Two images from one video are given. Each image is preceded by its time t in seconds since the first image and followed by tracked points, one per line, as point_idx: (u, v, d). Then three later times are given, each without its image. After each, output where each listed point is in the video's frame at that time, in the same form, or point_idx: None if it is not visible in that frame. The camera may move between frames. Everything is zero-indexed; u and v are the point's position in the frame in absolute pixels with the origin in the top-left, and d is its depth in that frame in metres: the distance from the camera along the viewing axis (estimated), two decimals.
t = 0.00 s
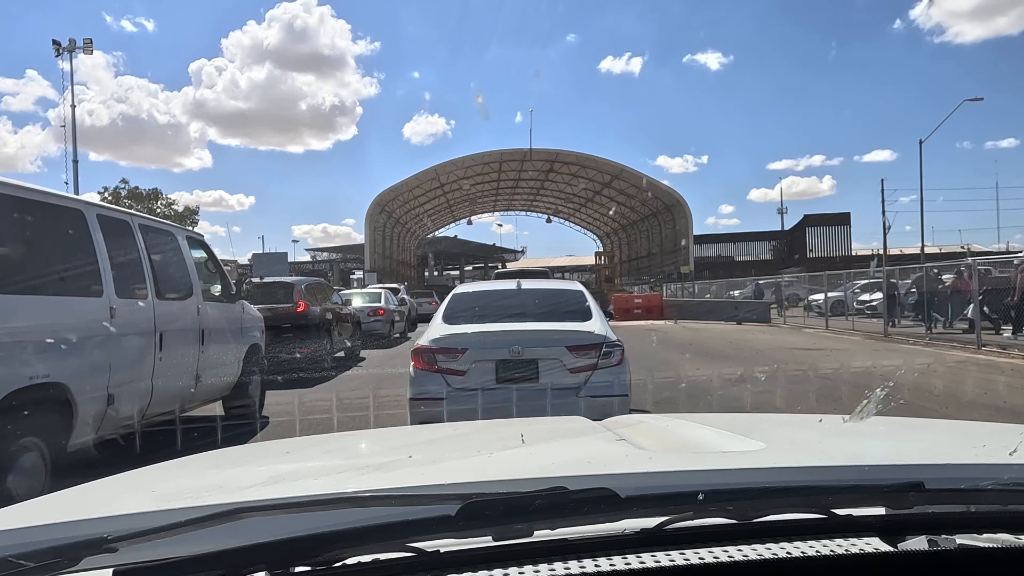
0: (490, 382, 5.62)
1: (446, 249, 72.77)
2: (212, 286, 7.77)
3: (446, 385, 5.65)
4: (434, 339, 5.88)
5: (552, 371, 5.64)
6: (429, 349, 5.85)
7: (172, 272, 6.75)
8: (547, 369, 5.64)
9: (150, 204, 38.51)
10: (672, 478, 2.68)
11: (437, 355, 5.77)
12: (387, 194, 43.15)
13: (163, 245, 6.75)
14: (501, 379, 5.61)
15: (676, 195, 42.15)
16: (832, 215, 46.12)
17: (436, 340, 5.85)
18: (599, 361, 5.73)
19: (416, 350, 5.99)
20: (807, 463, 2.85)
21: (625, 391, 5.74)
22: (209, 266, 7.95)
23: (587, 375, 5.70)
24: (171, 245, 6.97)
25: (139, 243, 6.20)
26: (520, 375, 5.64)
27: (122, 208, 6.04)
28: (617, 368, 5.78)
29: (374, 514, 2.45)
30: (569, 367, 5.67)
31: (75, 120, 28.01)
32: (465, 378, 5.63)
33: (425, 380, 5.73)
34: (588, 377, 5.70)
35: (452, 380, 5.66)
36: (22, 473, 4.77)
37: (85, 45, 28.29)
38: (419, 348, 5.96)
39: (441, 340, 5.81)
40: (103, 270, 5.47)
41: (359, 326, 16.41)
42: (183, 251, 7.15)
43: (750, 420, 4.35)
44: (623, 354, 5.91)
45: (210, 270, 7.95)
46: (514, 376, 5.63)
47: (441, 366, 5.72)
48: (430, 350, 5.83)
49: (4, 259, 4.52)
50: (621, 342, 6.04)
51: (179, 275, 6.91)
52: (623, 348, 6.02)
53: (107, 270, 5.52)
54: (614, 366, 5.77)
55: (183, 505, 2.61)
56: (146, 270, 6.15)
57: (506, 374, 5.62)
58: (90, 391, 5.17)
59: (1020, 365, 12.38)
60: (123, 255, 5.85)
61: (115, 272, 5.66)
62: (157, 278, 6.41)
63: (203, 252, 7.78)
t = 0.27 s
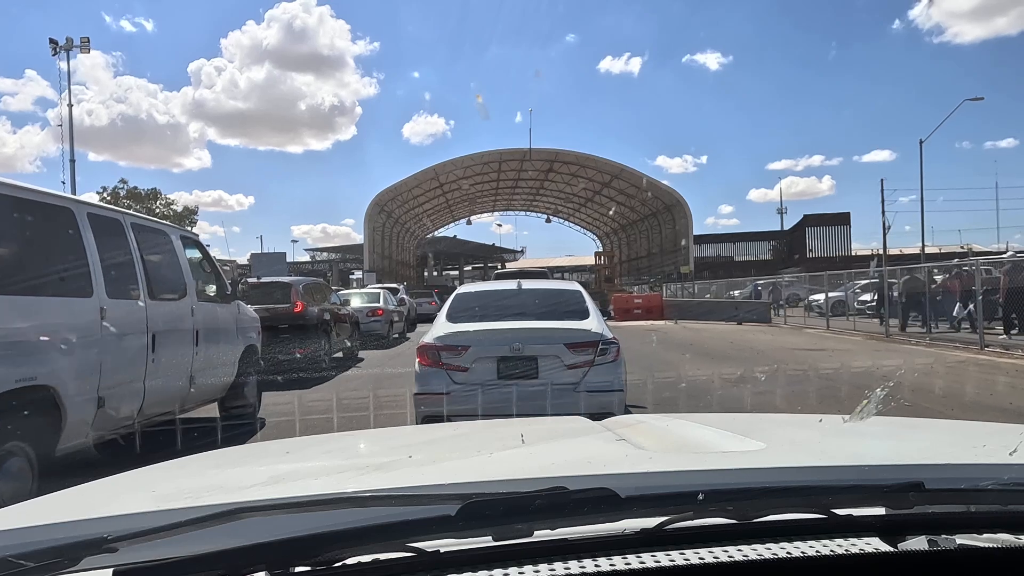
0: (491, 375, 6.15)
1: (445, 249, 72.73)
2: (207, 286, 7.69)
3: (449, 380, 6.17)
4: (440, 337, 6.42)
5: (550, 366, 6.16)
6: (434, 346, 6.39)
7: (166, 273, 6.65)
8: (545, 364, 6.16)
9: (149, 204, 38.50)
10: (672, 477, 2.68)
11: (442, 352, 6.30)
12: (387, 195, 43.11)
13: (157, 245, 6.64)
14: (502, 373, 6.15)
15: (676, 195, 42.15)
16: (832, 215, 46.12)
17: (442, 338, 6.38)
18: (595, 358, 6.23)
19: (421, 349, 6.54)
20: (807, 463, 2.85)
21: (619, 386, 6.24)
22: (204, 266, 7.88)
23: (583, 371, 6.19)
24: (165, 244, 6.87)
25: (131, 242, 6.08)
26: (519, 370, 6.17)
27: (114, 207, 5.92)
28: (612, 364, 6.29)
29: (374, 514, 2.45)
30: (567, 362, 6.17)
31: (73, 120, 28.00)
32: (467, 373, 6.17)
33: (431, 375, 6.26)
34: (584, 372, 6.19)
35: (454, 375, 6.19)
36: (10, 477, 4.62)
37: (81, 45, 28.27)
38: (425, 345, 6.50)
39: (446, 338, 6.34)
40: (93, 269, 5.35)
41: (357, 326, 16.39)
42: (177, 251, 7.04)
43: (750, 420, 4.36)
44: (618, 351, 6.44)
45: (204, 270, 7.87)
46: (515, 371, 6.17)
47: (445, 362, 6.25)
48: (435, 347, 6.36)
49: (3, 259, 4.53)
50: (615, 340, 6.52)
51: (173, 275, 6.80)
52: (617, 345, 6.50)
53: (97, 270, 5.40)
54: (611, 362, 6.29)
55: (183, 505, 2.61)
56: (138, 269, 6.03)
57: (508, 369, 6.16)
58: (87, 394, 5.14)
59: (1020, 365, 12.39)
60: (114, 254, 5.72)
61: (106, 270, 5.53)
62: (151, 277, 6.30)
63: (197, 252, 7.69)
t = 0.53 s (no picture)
0: (492, 372, 6.28)
1: (445, 249, 72.75)
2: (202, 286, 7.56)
3: (451, 376, 6.29)
4: (443, 336, 6.54)
5: (550, 364, 6.27)
6: (437, 344, 6.50)
7: (158, 274, 6.46)
8: (544, 362, 6.27)
9: (147, 204, 38.45)
10: (672, 477, 2.68)
11: (444, 349, 6.42)
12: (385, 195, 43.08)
13: (150, 243, 6.50)
14: (504, 370, 6.27)
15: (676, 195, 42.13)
16: (831, 215, 46.14)
17: (445, 337, 6.51)
18: (593, 355, 6.33)
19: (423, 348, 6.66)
20: (807, 463, 2.85)
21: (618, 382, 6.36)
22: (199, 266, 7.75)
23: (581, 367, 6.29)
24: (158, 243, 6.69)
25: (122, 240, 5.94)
26: (520, 367, 6.27)
27: (104, 206, 5.76)
28: (609, 362, 6.39)
29: (374, 514, 2.45)
30: (565, 360, 6.28)
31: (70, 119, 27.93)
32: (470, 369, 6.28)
33: (434, 372, 6.36)
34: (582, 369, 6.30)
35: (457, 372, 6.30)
36: None
37: (77, 43, 28.17)
38: (428, 343, 6.61)
39: (448, 336, 6.47)
40: (80, 266, 5.21)
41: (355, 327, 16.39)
42: (169, 251, 6.84)
43: (750, 420, 4.36)
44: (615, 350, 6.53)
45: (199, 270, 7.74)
46: (516, 369, 6.27)
47: (447, 359, 6.36)
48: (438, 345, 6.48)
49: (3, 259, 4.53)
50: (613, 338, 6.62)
51: (167, 275, 6.65)
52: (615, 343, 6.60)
53: (85, 271, 5.26)
54: (608, 360, 6.39)
55: (183, 505, 2.61)
56: (128, 268, 5.88)
57: (508, 367, 6.27)
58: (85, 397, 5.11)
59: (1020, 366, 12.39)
60: (103, 256, 5.55)
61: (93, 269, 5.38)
62: (142, 277, 6.15)
63: (192, 252, 7.56)
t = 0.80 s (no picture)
0: (494, 370, 6.27)
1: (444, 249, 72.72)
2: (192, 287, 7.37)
3: (453, 373, 6.30)
4: (446, 335, 6.54)
5: (548, 362, 6.29)
6: (441, 342, 6.50)
7: (145, 275, 6.22)
8: (543, 360, 6.29)
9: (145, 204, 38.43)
10: (672, 478, 2.68)
11: (447, 348, 6.42)
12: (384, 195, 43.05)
13: (138, 241, 6.32)
14: (504, 369, 6.27)
15: (676, 195, 42.10)
16: (830, 215, 46.14)
17: (448, 335, 6.51)
18: (590, 354, 6.37)
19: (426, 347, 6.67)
20: (807, 463, 2.85)
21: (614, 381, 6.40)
22: (190, 266, 7.57)
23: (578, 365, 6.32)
24: (145, 243, 6.45)
25: (108, 238, 5.76)
26: (519, 366, 6.28)
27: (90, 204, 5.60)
28: (606, 360, 6.42)
29: (374, 514, 2.45)
30: (563, 358, 6.31)
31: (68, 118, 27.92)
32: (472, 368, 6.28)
33: (437, 371, 6.35)
34: (580, 367, 6.33)
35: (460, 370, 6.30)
36: None
37: (73, 42, 28.12)
38: (432, 342, 6.60)
39: (451, 335, 6.47)
40: (62, 265, 5.04)
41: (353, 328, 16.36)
42: (157, 252, 6.60)
43: (749, 420, 4.36)
44: (611, 347, 6.56)
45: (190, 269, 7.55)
46: (516, 367, 6.28)
47: (450, 358, 6.36)
48: (442, 344, 6.48)
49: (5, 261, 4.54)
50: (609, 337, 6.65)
51: (158, 275, 6.49)
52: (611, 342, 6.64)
53: (68, 273, 5.08)
54: (604, 358, 6.42)
55: (183, 505, 2.61)
56: (114, 267, 5.70)
57: (509, 365, 6.28)
58: (84, 400, 5.11)
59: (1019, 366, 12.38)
60: (89, 258, 5.39)
61: (77, 269, 5.21)
62: (132, 277, 6.03)
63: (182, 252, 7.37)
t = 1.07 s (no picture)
0: (494, 368, 6.28)
1: (443, 249, 72.71)
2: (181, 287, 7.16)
3: (454, 370, 6.30)
4: (448, 333, 6.54)
5: (547, 360, 6.29)
6: (443, 341, 6.50)
7: (131, 276, 6.00)
8: (542, 359, 6.29)
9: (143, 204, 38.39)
10: (672, 478, 2.68)
11: (450, 346, 6.41)
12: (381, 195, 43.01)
13: (122, 237, 6.06)
14: (504, 368, 6.27)
15: (676, 194, 42.05)
16: (829, 215, 46.18)
17: (450, 333, 6.51)
18: (588, 352, 6.37)
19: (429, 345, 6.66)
20: (807, 463, 2.85)
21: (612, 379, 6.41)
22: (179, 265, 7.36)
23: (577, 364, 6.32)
24: (130, 241, 6.20)
25: (89, 234, 5.52)
26: (519, 365, 6.28)
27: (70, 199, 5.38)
28: (604, 359, 6.43)
29: (374, 514, 2.46)
30: (562, 357, 6.31)
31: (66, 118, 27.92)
32: (473, 366, 6.28)
33: (439, 370, 6.36)
34: (577, 365, 6.33)
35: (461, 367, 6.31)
36: None
37: (67, 40, 28.11)
38: (434, 341, 6.60)
39: (453, 334, 6.47)
40: (39, 263, 4.79)
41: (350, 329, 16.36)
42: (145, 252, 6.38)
43: (749, 420, 4.36)
44: (608, 346, 6.56)
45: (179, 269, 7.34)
46: (516, 366, 6.28)
47: (451, 355, 6.37)
48: (443, 342, 6.48)
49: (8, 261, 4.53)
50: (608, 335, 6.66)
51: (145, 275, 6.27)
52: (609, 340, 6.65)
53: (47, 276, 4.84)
54: (602, 357, 6.42)
55: (183, 505, 2.61)
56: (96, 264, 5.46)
57: (509, 363, 6.28)
58: (82, 403, 5.10)
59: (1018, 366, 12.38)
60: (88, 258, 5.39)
61: (57, 269, 4.98)
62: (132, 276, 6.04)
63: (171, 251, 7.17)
